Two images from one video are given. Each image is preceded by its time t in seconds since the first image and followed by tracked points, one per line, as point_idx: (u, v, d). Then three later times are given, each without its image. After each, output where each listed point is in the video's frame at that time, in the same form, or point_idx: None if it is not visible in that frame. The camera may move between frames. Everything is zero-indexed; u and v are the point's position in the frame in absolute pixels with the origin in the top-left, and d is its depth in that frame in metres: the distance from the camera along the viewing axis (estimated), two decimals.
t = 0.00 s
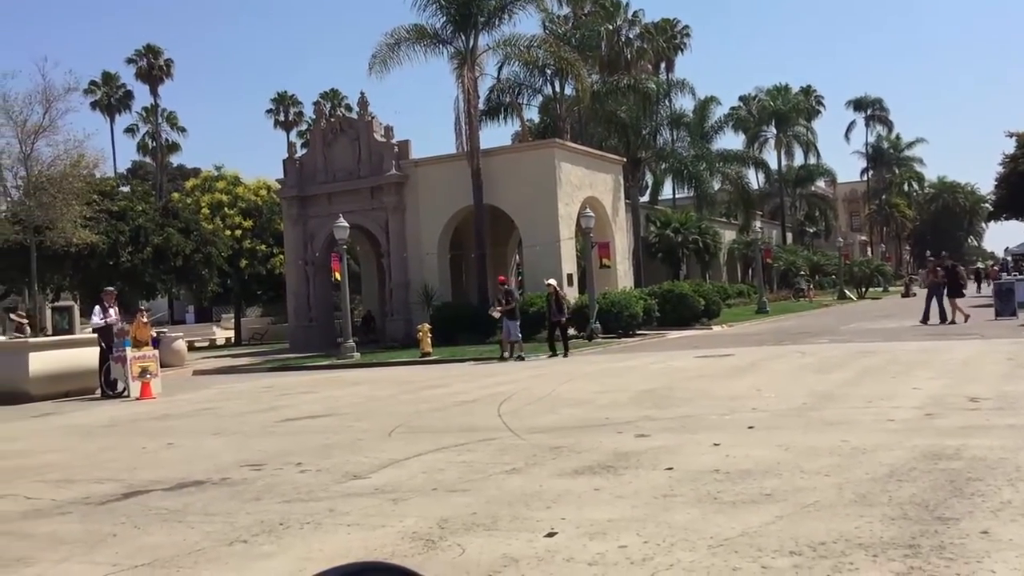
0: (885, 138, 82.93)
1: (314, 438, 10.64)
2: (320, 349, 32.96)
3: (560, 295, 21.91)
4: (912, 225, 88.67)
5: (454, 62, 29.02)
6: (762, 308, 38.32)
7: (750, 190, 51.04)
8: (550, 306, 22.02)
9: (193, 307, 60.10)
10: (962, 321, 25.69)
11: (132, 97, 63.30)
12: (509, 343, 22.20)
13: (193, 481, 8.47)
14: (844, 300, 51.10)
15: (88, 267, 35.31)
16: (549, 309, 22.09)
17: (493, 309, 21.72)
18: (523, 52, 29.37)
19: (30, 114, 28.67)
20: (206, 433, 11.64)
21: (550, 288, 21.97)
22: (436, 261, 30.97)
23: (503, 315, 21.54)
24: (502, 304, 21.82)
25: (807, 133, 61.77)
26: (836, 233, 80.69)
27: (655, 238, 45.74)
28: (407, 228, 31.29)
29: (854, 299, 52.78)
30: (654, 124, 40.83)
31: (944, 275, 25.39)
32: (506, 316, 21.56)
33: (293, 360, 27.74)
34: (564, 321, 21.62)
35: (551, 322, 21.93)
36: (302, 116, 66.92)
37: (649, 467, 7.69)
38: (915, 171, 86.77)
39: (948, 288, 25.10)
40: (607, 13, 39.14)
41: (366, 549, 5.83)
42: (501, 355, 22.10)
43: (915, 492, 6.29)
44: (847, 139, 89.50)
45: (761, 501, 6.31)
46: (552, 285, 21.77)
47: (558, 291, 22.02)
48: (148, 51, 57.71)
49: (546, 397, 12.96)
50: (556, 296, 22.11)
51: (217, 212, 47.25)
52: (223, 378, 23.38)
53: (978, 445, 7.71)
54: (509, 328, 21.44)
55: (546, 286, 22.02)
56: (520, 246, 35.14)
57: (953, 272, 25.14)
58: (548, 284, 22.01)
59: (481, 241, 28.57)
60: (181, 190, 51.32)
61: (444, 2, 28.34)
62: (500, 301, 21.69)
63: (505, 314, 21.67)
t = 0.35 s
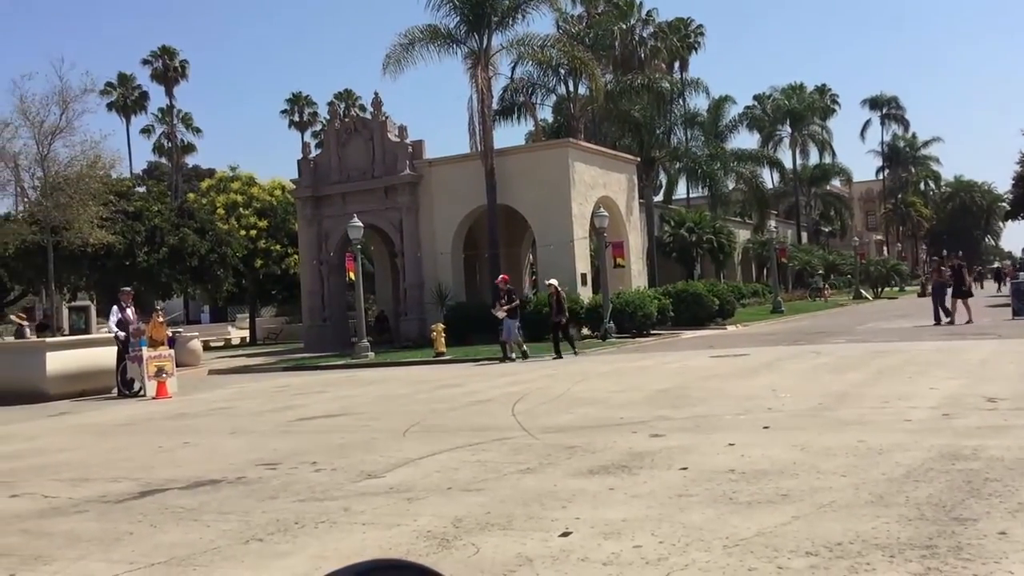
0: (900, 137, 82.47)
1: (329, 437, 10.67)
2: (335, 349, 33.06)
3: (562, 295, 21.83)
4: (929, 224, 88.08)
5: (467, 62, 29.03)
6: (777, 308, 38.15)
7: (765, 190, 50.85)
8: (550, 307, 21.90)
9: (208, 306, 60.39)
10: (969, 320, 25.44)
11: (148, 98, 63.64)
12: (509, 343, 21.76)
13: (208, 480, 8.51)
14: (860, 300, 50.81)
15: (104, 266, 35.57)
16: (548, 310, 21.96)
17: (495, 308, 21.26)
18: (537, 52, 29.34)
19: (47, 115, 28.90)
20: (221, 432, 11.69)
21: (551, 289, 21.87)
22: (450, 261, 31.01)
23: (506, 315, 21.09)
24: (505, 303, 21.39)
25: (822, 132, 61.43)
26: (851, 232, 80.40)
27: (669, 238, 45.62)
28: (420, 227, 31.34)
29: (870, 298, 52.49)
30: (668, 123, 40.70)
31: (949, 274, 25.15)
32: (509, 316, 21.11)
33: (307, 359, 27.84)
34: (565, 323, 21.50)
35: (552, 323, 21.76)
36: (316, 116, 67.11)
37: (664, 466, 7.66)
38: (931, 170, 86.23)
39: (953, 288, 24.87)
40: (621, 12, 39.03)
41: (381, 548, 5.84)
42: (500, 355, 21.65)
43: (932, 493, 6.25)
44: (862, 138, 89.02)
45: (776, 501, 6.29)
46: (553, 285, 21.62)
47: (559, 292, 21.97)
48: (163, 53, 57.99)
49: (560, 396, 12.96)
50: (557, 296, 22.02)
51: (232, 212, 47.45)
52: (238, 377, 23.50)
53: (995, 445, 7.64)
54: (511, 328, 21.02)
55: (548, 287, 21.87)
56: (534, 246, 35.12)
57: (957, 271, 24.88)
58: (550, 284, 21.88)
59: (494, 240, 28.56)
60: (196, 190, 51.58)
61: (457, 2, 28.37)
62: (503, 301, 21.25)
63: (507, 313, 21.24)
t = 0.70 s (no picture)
0: (912, 137, 82.05)
1: (339, 435, 10.69)
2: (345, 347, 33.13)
3: (563, 295, 21.80)
4: (940, 225, 87.76)
5: (478, 61, 29.05)
6: (788, 308, 38.01)
7: (775, 189, 50.72)
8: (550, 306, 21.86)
9: (219, 304, 60.53)
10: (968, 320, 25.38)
11: (159, 96, 63.90)
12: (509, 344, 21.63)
13: (219, 477, 8.54)
14: (871, 300, 50.64)
15: (116, 264, 35.73)
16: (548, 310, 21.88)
17: (498, 309, 21.10)
18: (548, 51, 29.33)
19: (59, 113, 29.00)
20: (232, 430, 11.72)
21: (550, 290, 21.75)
22: (460, 259, 31.04)
23: (508, 315, 20.93)
24: (507, 304, 21.23)
25: (834, 132, 61.12)
26: (863, 232, 80.13)
27: (679, 237, 45.53)
28: (431, 226, 31.38)
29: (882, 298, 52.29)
30: (679, 122, 40.63)
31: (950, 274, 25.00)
32: (512, 316, 20.97)
33: (318, 357, 27.88)
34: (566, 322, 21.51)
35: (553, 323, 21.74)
36: (327, 115, 67.25)
37: (675, 466, 7.66)
38: (944, 170, 85.82)
39: (953, 288, 24.75)
40: (633, 11, 39.00)
41: (392, 544, 5.86)
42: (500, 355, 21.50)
43: (944, 493, 6.23)
44: (874, 138, 88.73)
45: (787, 501, 6.28)
46: (554, 286, 21.56)
47: (559, 292, 21.93)
48: (175, 51, 58.24)
49: (570, 395, 12.94)
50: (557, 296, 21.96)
51: (243, 210, 47.59)
52: (249, 374, 23.56)
53: (1008, 446, 7.61)
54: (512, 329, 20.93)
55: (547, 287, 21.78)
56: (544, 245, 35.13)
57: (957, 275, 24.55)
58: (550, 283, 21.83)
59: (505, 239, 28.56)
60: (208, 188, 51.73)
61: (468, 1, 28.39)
62: (505, 301, 21.09)
63: (509, 315, 21.09)
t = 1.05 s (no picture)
0: (919, 137, 81.84)
1: (345, 432, 10.70)
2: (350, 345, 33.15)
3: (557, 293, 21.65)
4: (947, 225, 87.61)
5: (485, 59, 29.05)
6: (794, 309, 37.96)
7: (782, 189, 50.67)
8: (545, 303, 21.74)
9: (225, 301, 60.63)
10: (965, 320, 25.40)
11: (166, 93, 64.01)
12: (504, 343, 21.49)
13: (225, 473, 8.55)
14: (877, 301, 50.57)
15: (123, 261, 35.81)
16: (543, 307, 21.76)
17: (493, 309, 20.94)
18: (555, 50, 29.31)
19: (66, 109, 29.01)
20: (238, 427, 11.73)
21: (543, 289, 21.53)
22: (465, 258, 31.04)
23: (503, 315, 20.79)
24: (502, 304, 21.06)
25: (841, 132, 60.92)
26: (869, 232, 79.96)
27: (685, 237, 45.50)
28: (437, 224, 31.38)
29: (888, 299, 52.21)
30: (685, 122, 40.59)
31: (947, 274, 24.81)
32: (507, 316, 20.81)
33: (324, 355, 27.88)
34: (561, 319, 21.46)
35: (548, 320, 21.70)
36: (333, 113, 67.32)
37: (680, 465, 7.64)
38: (951, 171, 85.61)
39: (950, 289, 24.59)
40: (640, 10, 38.91)
41: (396, 542, 5.86)
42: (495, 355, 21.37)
43: (951, 494, 6.21)
44: (881, 138, 88.60)
45: (792, 501, 6.27)
46: (549, 286, 21.36)
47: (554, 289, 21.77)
48: (182, 49, 58.38)
49: (576, 394, 12.93)
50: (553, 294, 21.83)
51: (249, 207, 47.67)
52: (254, 372, 23.59)
53: (1015, 447, 7.59)
54: (509, 327, 20.84)
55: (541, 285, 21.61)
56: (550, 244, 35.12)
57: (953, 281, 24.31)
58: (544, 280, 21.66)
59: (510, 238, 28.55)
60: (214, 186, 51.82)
61: None
62: (500, 301, 20.92)
63: (505, 315, 20.94)
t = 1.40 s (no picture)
0: (926, 140, 81.59)
1: (351, 433, 10.71)
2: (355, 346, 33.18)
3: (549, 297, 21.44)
4: (954, 228, 87.36)
5: (491, 61, 29.08)
6: (800, 311, 37.85)
7: (788, 191, 50.57)
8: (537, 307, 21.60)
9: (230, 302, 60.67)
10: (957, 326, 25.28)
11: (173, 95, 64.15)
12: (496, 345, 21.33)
13: (231, 474, 8.57)
14: (883, 303, 50.40)
15: (129, 262, 35.91)
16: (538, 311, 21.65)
17: (486, 311, 20.76)
18: (561, 52, 29.32)
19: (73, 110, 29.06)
20: (244, 428, 11.75)
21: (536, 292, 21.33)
22: (471, 259, 31.06)
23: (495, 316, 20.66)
24: (495, 305, 20.90)
25: (847, 134, 60.76)
26: (876, 235, 79.71)
27: (691, 239, 45.43)
28: (442, 226, 31.41)
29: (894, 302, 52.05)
30: (692, 124, 40.57)
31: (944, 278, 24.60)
32: (500, 318, 20.65)
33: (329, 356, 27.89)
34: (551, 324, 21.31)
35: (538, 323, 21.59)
36: (340, 114, 67.38)
37: (686, 467, 7.63)
38: (958, 173, 85.34)
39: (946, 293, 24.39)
40: (646, 11, 38.90)
41: (402, 543, 5.86)
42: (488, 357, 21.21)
43: (957, 497, 6.20)
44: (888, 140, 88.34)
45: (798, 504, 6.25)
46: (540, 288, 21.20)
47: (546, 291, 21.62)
48: (189, 50, 58.53)
49: (581, 396, 12.92)
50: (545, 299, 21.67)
51: (256, 209, 47.75)
52: (260, 373, 23.61)
53: (1021, 450, 7.57)
54: (502, 330, 20.70)
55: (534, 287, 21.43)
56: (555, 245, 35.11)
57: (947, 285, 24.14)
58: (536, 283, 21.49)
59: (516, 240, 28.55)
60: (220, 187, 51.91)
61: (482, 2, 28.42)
62: (493, 303, 20.75)
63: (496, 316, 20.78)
